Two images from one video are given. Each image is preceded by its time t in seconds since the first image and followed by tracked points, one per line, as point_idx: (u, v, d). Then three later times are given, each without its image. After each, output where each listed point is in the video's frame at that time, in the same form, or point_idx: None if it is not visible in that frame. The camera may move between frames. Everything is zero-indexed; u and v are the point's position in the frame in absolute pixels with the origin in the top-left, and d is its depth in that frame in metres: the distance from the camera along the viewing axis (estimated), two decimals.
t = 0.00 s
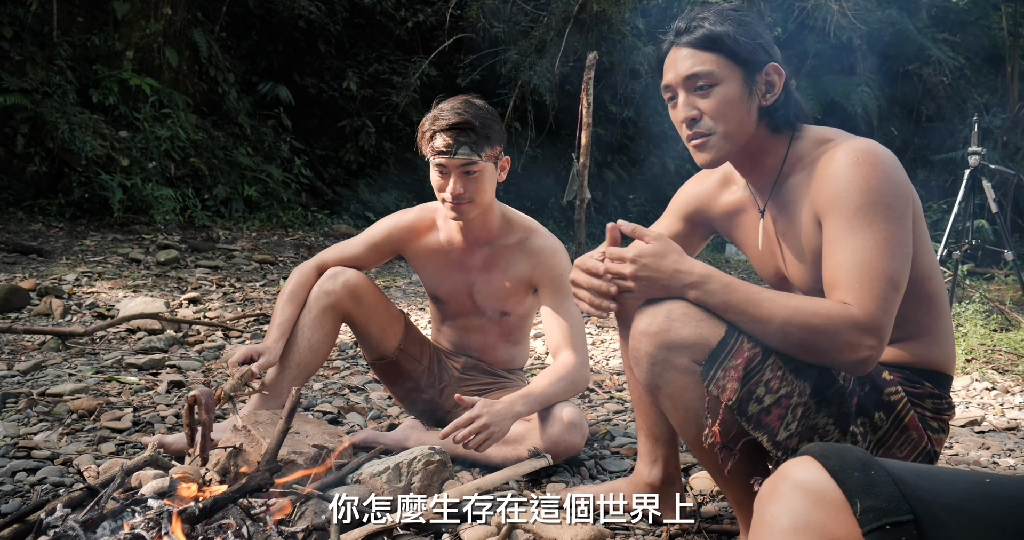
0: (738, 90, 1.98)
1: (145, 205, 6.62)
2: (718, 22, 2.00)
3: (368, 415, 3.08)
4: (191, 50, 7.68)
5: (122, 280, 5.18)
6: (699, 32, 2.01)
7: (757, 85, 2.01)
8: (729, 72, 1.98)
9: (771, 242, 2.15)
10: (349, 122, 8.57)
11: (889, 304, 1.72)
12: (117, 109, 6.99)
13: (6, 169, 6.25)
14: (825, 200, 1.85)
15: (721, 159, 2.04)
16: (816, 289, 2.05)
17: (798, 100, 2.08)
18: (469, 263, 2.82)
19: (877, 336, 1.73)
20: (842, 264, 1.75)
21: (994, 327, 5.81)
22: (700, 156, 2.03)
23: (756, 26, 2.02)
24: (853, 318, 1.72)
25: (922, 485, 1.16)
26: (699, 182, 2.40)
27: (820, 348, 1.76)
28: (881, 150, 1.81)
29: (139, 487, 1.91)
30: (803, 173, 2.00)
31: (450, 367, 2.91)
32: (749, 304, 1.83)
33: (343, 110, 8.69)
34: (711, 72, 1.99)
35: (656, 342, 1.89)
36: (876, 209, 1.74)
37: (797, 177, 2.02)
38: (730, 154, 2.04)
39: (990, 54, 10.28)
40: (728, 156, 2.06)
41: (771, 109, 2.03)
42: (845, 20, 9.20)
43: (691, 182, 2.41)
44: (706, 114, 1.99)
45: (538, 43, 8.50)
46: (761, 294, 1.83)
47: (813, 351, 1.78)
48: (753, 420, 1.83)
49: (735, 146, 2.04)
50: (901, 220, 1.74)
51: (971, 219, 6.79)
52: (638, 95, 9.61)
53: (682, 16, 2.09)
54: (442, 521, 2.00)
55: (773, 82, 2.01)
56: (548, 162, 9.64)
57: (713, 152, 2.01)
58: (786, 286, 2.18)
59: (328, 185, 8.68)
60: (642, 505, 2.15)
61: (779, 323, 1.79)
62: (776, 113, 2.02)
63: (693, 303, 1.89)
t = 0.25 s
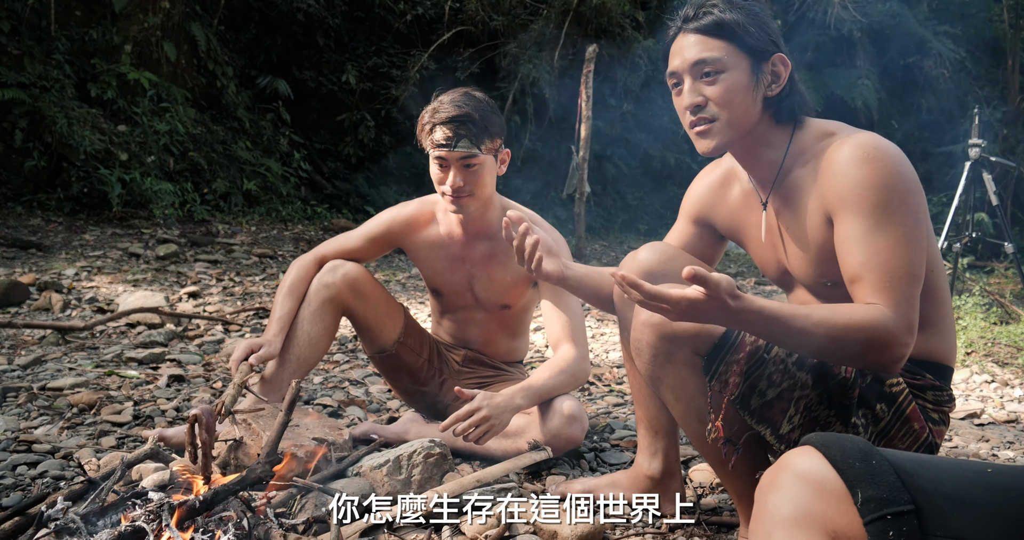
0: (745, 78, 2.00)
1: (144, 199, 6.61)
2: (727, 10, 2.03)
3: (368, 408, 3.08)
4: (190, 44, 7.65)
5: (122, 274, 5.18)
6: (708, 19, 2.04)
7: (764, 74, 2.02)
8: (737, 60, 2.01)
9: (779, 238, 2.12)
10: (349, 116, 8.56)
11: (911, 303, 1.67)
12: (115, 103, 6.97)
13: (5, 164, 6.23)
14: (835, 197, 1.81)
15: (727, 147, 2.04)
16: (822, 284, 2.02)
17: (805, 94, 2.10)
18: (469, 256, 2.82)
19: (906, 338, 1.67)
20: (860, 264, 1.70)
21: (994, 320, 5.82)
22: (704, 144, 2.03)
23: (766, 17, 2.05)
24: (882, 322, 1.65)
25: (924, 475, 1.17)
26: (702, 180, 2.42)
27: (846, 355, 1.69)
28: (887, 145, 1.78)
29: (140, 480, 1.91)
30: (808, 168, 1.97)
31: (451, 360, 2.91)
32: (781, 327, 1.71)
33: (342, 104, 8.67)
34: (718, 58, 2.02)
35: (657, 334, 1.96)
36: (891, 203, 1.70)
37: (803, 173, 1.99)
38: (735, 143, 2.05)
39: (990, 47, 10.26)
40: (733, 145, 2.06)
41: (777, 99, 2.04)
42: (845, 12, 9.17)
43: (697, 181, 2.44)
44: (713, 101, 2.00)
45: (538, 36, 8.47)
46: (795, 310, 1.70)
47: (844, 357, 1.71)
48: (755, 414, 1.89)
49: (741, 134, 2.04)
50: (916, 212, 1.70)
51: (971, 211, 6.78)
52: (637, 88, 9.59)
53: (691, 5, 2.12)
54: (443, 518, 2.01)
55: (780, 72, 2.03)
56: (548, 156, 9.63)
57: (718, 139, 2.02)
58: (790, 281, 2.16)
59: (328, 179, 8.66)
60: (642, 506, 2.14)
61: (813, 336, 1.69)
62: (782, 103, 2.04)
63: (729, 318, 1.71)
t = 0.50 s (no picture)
0: (746, 76, 2.02)
1: (144, 198, 6.60)
2: (731, 10, 2.06)
3: (366, 408, 3.08)
4: (191, 43, 7.65)
5: (122, 273, 5.17)
6: (712, 19, 2.07)
7: (766, 74, 2.03)
8: (739, 58, 2.02)
9: (787, 244, 2.10)
10: (349, 116, 8.56)
11: (938, 304, 1.65)
12: (116, 102, 6.98)
13: (6, 162, 6.24)
14: (849, 201, 1.80)
15: (730, 145, 2.05)
16: (829, 289, 2.00)
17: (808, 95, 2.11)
18: (469, 258, 2.81)
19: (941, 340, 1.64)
20: (884, 270, 1.68)
21: (993, 324, 5.82)
22: (705, 141, 2.05)
23: (772, 18, 2.07)
24: (919, 327, 1.61)
25: (922, 477, 1.18)
26: (711, 191, 2.47)
27: (884, 365, 1.64)
28: (894, 146, 1.77)
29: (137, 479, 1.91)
30: (814, 171, 1.96)
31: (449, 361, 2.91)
32: (821, 348, 1.64)
33: (343, 103, 8.67)
34: (720, 56, 2.03)
35: (658, 335, 1.89)
36: (907, 205, 1.69)
37: (809, 176, 1.98)
38: (737, 141, 2.05)
39: (991, 51, 10.26)
40: (735, 144, 2.07)
41: (780, 98, 2.04)
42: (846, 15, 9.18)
43: (707, 189, 2.49)
44: (714, 98, 2.02)
45: (539, 38, 8.47)
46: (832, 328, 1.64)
47: (884, 368, 1.65)
48: (753, 417, 1.89)
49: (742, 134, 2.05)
50: (930, 211, 1.69)
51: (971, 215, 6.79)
52: (638, 90, 9.59)
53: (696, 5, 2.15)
54: (442, 519, 2.01)
55: (782, 73, 2.04)
56: (549, 157, 9.63)
57: (718, 137, 2.03)
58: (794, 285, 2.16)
59: (328, 179, 8.66)
60: (642, 505, 2.14)
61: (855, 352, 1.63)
62: (785, 103, 2.04)
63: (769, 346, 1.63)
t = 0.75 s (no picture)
0: (743, 69, 2.01)
1: (142, 200, 6.60)
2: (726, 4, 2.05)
3: (365, 408, 3.08)
4: (188, 44, 7.63)
5: (120, 274, 5.17)
6: (707, 14, 2.07)
7: (763, 64, 2.02)
8: (736, 51, 2.02)
9: (787, 238, 2.10)
10: (347, 115, 8.56)
11: (935, 302, 1.66)
12: (114, 103, 6.98)
13: (3, 164, 6.24)
14: (849, 197, 1.80)
15: (730, 137, 2.06)
16: (829, 283, 2.00)
17: (808, 86, 2.09)
18: (466, 256, 2.81)
19: (933, 340, 1.66)
20: (882, 266, 1.69)
21: (992, 320, 5.83)
22: (705, 136, 2.08)
23: (771, 10, 2.07)
24: (910, 328, 1.64)
25: (918, 473, 1.18)
26: (716, 186, 2.47)
27: (874, 365, 1.68)
28: (895, 141, 1.77)
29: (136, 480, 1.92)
30: (815, 165, 1.96)
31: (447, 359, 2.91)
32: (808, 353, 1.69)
33: (341, 103, 8.66)
34: (715, 50, 2.03)
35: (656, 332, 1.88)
36: (907, 201, 1.68)
37: (810, 171, 1.98)
38: (735, 134, 2.06)
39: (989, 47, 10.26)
40: (734, 137, 2.08)
41: (778, 91, 2.03)
42: (843, 12, 9.17)
43: (713, 185, 2.50)
44: (709, 92, 2.03)
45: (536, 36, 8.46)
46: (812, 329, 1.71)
47: (874, 369, 1.69)
48: (754, 416, 1.87)
49: (740, 127, 2.06)
50: (931, 207, 1.69)
51: (969, 211, 6.79)
52: (636, 88, 9.59)
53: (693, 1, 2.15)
54: (442, 518, 2.01)
55: (780, 63, 2.02)
56: (547, 155, 9.63)
57: (718, 131, 2.05)
58: (795, 276, 2.16)
59: (326, 179, 8.66)
60: (642, 506, 2.14)
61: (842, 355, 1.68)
62: (784, 95, 2.03)
63: (758, 359, 1.71)
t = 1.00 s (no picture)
0: (718, 70, 2.03)
1: (140, 198, 6.58)
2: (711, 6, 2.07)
3: (363, 405, 3.08)
4: (185, 41, 7.61)
5: (117, 272, 5.16)
6: (694, 15, 2.09)
7: (740, 65, 2.02)
8: (712, 53, 2.04)
9: (787, 234, 2.10)
10: (345, 113, 8.54)
11: (931, 304, 1.65)
12: (111, 101, 6.96)
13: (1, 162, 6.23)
14: (847, 194, 1.80)
15: (717, 133, 2.10)
16: (827, 279, 2.00)
17: (795, 81, 2.04)
18: (463, 254, 2.81)
19: (928, 342, 1.65)
20: (879, 264, 1.68)
21: (989, 317, 5.83)
22: (690, 134, 2.12)
23: (760, 4, 2.04)
24: (902, 331, 1.64)
25: (913, 466, 1.23)
26: (718, 181, 2.48)
27: (868, 373, 1.67)
28: (895, 139, 1.76)
29: (133, 478, 1.91)
30: (815, 162, 1.96)
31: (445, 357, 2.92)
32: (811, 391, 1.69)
33: (339, 101, 8.64)
34: (693, 52, 2.06)
35: (655, 328, 1.88)
36: (905, 200, 1.68)
37: (810, 167, 1.98)
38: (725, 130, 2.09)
39: (987, 43, 10.26)
40: (725, 132, 2.11)
41: (758, 90, 2.02)
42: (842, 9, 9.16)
43: (715, 182, 2.51)
44: (691, 94, 2.08)
45: (535, 33, 8.44)
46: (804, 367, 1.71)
47: (869, 378, 1.68)
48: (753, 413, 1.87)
49: (728, 125, 2.08)
50: (929, 206, 1.69)
51: (967, 208, 6.79)
52: (635, 85, 9.58)
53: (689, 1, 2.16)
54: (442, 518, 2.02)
55: (758, 62, 2.01)
56: (545, 153, 9.63)
57: (699, 128, 2.09)
58: (794, 274, 2.17)
59: (324, 177, 8.64)
60: (642, 506, 2.14)
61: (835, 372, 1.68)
62: (767, 94, 2.03)
63: (760, 411, 1.73)
